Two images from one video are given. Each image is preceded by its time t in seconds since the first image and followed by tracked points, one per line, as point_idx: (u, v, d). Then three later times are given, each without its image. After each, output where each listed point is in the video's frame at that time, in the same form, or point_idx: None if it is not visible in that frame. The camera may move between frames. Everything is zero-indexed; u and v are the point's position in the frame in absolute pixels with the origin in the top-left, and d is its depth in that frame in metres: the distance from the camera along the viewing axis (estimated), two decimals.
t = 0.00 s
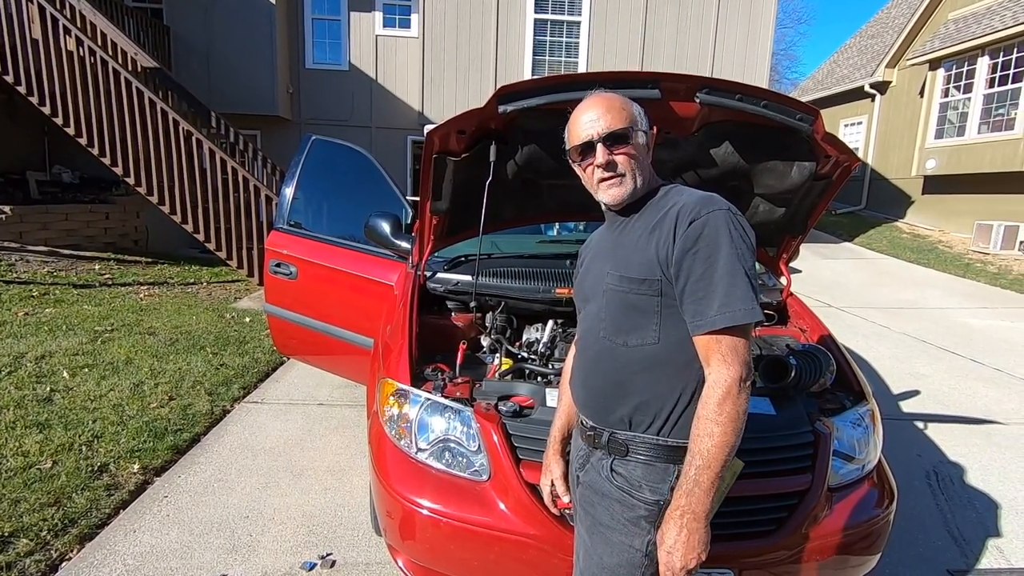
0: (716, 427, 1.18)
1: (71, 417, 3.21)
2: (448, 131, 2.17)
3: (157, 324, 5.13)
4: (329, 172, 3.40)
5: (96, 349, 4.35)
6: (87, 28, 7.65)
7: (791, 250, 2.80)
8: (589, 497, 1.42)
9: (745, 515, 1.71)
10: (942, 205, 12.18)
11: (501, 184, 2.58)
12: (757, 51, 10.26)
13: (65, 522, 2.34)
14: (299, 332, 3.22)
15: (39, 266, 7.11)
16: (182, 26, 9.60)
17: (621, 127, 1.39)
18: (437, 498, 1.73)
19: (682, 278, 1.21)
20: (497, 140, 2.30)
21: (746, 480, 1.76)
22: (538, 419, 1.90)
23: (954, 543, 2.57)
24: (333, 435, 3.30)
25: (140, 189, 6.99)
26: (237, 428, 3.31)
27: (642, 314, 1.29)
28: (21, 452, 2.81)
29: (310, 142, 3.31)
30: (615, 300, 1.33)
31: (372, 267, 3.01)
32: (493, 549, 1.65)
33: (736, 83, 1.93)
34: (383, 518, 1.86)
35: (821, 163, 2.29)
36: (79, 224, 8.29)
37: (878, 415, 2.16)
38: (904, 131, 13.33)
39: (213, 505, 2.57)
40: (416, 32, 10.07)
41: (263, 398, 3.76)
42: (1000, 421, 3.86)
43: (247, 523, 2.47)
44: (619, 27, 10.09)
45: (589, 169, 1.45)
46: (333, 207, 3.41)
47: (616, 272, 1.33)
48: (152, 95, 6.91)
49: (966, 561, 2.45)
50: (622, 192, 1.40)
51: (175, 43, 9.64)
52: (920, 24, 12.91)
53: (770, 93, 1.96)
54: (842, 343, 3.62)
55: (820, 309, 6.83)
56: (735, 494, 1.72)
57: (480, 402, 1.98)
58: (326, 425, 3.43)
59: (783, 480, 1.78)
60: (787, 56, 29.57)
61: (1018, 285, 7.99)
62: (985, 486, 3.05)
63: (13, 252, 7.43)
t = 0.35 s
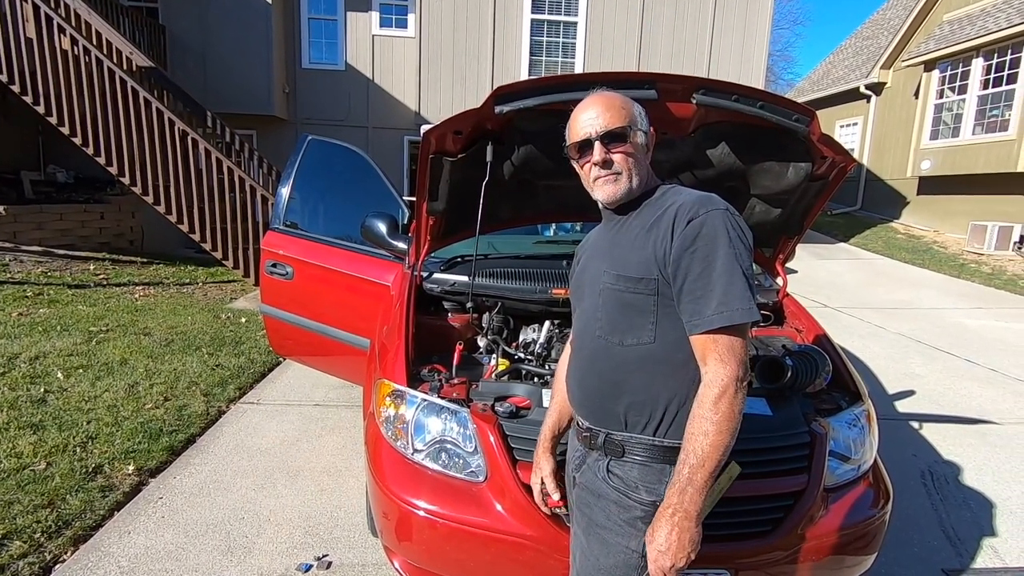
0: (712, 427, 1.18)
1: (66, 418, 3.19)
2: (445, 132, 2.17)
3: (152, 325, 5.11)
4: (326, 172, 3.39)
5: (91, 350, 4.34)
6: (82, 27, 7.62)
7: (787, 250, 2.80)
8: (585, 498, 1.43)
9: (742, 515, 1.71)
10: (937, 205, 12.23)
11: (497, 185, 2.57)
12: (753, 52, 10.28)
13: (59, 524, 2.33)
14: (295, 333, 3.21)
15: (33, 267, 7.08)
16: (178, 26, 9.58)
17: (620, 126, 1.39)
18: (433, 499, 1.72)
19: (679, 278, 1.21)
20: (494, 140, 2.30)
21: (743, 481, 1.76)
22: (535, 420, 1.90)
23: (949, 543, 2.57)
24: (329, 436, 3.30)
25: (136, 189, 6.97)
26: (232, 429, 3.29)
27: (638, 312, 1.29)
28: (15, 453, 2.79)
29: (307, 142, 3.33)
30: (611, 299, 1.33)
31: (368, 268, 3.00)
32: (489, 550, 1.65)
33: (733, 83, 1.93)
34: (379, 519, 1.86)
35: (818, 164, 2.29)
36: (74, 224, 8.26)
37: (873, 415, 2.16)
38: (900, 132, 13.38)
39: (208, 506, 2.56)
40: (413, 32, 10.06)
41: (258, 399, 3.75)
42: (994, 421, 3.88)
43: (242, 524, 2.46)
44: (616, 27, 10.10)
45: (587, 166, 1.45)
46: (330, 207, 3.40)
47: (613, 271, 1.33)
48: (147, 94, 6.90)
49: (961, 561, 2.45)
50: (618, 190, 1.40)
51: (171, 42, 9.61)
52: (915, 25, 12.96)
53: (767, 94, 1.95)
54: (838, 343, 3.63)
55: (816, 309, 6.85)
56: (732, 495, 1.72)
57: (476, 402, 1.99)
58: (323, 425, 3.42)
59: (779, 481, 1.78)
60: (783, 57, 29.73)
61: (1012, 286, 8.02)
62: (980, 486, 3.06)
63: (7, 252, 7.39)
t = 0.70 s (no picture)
0: (709, 425, 1.18)
1: (63, 417, 3.18)
2: (443, 130, 2.16)
3: (150, 323, 5.09)
4: (323, 171, 3.38)
5: (88, 349, 4.32)
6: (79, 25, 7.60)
7: (785, 250, 2.81)
8: (583, 497, 1.43)
9: (739, 515, 1.71)
10: (935, 204, 12.24)
11: (496, 183, 2.57)
12: (751, 51, 10.29)
13: (56, 523, 2.33)
14: (294, 332, 3.20)
15: (31, 265, 7.05)
16: (176, 24, 9.56)
17: (622, 126, 1.38)
18: (431, 498, 1.72)
19: (678, 276, 1.21)
20: (493, 139, 2.30)
21: (742, 479, 1.76)
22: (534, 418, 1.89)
23: (946, 541, 2.58)
24: (327, 435, 3.29)
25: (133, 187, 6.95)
26: (231, 428, 3.29)
27: (636, 310, 1.29)
28: (12, 452, 2.78)
29: (305, 139, 3.31)
30: (609, 297, 1.33)
31: (366, 266, 3.00)
32: (487, 549, 1.65)
33: (731, 82, 1.93)
34: (378, 518, 1.85)
35: (816, 163, 2.29)
36: (71, 222, 8.23)
37: (871, 414, 2.16)
38: (898, 131, 13.39)
39: (206, 505, 2.56)
40: (411, 30, 10.03)
41: (256, 398, 3.74)
42: (992, 420, 3.88)
43: (241, 523, 2.46)
44: (614, 25, 10.09)
45: (588, 165, 1.45)
46: (328, 206, 3.39)
47: (611, 270, 1.33)
48: (145, 92, 6.88)
49: (958, 559, 2.46)
50: (620, 191, 1.39)
51: (169, 41, 9.59)
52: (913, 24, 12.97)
53: (765, 92, 1.96)
54: (835, 342, 3.63)
55: (814, 308, 6.86)
56: (730, 494, 1.72)
57: (475, 402, 1.97)
58: (321, 424, 3.42)
59: (778, 479, 1.78)
60: (783, 55, 29.74)
61: (1010, 285, 8.03)
62: (977, 485, 3.06)
63: (4, 251, 7.36)
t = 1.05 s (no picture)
0: (707, 420, 1.17)
1: (65, 417, 3.19)
2: (443, 130, 2.16)
3: (151, 324, 5.09)
4: (324, 170, 3.38)
5: (89, 349, 4.33)
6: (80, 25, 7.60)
7: (786, 248, 2.80)
8: (582, 496, 1.44)
9: (740, 514, 1.71)
10: (937, 203, 12.21)
11: (496, 182, 2.57)
12: (753, 50, 10.27)
13: (58, 523, 2.33)
14: (295, 332, 3.20)
15: (32, 266, 7.05)
16: (176, 24, 9.56)
17: (618, 126, 1.37)
18: (432, 498, 1.72)
19: (675, 277, 1.21)
20: (493, 138, 2.29)
21: (744, 478, 1.76)
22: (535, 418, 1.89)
23: (948, 541, 2.57)
24: (328, 435, 3.29)
25: (134, 187, 6.95)
26: (232, 427, 3.29)
27: (632, 310, 1.29)
28: (14, 452, 2.79)
29: (306, 139, 3.31)
30: (606, 297, 1.34)
31: (367, 266, 3.00)
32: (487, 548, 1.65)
33: (732, 81, 1.93)
34: (379, 518, 1.85)
35: (817, 162, 2.29)
36: (72, 223, 8.24)
37: (873, 413, 2.16)
38: (900, 130, 13.36)
39: (207, 505, 2.56)
40: (412, 30, 10.03)
41: (258, 397, 3.75)
42: (994, 419, 3.88)
43: (242, 522, 2.46)
44: (615, 25, 10.08)
45: (584, 165, 1.44)
46: (329, 206, 3.39)
47: (608, 270, 1.34)
48: (146, 92, 6.88)
49: (960, 558, 2.45)
50: (615, 190, 1.40)
51: (170, 41, 9.59)
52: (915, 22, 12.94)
53: (766, 91, 1.95)
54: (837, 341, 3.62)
55: (816, 307, 6.85)
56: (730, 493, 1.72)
57: (475, 402, 1.96)
58: (322, 424, 3.42)
59: (780, 479, 1.78)
60: (785, 53, 29.65)
61: (1012, 284, 8.01)
62: (980, 484, 3.06)
63: (5, 251, 7.38)
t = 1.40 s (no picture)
0: (656, 387, 1.17)
1: (67, 417, 3.19)
2: (443, 130, 2.16)
3: (153, 324, 5.10)
4: (326, 171, 3.38)
5: (91, 349, 4.33)
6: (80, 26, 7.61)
7: (788, 247, 2.79)
8: (578, 495, 1.44)
9: (741, 514, 1.71)
10: (939, 201, 12.19)
11: (497, 182, 2.57)
12: (754, 48, 10.25)
13: (60, 524, 2.33)
14: (296, 332, 3.21)
15: (34, 266, 7.06)
16: (177, 25, 9.57)
17: (617, 133, 1.36)
18: (433, 498, 1.72)
19: (657, 276, 1.21)
20: (494, 138, 2.28)
21: (746, 478, 1.76)
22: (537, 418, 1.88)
23: (951, 540, 2.57)
24: (330, 435, 3.29)
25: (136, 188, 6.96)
26: (234, 428, 3.29)
27: (621, 309, 1.30)
28: (16, 453, 2.79)
29: (307, 140, 3.31)
30: (597, 296, 1.35)
31: (368, 266, 3.00)
32: (489, 548, 1.64)
33: (734, 80, 1.92)
34: (380, 518, 1.85)
35: (819, 160, 2.28)
36: (74, 223, 8.26)
37: (875, 412, 2.15)
38: (901, 128, 13.34)
39: (209, 505, 2.56)
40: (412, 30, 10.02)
41: (260, 398, 3.75)
42: (997, 418, 3.87)
43: (244, 523, 2.46)
44: (616, 24, 10.07)
45: (587, 173, 1.45)
46: (330, 206, 3.39)
47: (599, 270, 1.36)
48: (147, 93, 6.88)
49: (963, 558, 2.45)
50: (620, 198, 1.40)
51: (170, 41, 9.60)
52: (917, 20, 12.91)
53: (768, 90, 1.95)
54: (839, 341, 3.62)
55: (817, 307, 6.85)
56: (732, 493, 1.72)
57: (476, 402, 1.97)
58: (323, 424, 3.42)
59: (783, 479, 1.78)
60: (786, 51, 29.58)
61: (1014, 282, 8.00)
62: (982, 483, 3.05)
63: (7, 251, 7.39)
